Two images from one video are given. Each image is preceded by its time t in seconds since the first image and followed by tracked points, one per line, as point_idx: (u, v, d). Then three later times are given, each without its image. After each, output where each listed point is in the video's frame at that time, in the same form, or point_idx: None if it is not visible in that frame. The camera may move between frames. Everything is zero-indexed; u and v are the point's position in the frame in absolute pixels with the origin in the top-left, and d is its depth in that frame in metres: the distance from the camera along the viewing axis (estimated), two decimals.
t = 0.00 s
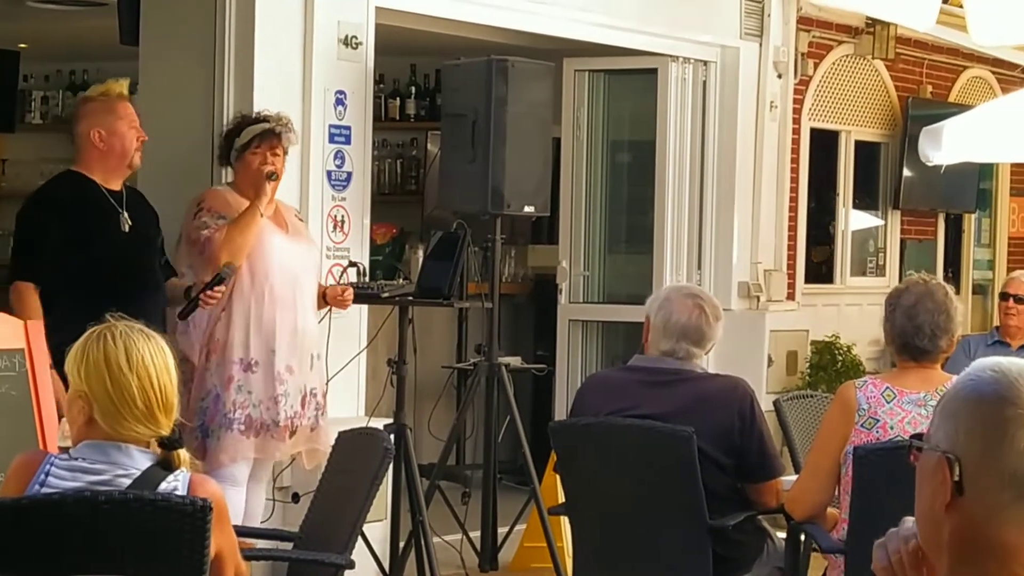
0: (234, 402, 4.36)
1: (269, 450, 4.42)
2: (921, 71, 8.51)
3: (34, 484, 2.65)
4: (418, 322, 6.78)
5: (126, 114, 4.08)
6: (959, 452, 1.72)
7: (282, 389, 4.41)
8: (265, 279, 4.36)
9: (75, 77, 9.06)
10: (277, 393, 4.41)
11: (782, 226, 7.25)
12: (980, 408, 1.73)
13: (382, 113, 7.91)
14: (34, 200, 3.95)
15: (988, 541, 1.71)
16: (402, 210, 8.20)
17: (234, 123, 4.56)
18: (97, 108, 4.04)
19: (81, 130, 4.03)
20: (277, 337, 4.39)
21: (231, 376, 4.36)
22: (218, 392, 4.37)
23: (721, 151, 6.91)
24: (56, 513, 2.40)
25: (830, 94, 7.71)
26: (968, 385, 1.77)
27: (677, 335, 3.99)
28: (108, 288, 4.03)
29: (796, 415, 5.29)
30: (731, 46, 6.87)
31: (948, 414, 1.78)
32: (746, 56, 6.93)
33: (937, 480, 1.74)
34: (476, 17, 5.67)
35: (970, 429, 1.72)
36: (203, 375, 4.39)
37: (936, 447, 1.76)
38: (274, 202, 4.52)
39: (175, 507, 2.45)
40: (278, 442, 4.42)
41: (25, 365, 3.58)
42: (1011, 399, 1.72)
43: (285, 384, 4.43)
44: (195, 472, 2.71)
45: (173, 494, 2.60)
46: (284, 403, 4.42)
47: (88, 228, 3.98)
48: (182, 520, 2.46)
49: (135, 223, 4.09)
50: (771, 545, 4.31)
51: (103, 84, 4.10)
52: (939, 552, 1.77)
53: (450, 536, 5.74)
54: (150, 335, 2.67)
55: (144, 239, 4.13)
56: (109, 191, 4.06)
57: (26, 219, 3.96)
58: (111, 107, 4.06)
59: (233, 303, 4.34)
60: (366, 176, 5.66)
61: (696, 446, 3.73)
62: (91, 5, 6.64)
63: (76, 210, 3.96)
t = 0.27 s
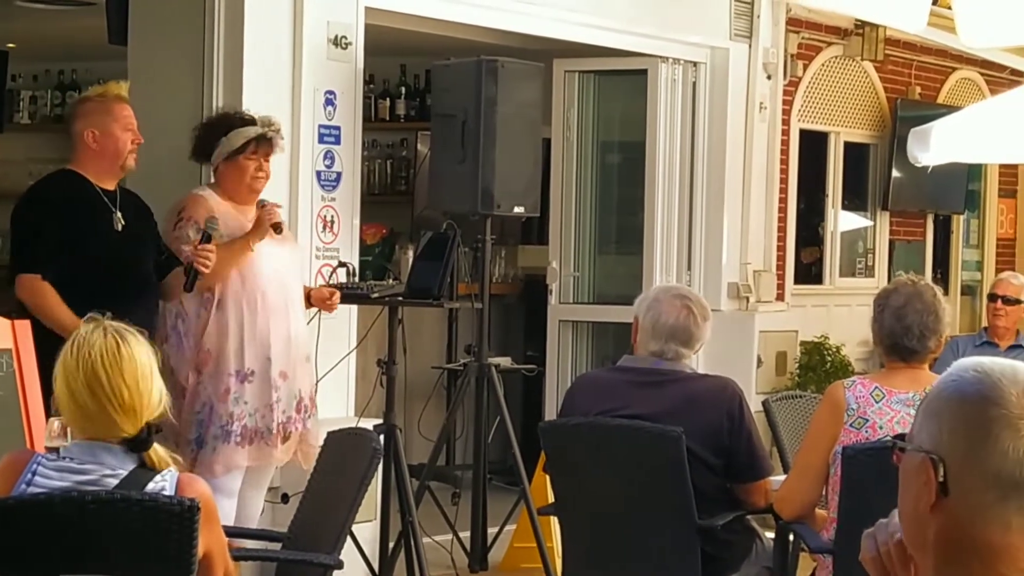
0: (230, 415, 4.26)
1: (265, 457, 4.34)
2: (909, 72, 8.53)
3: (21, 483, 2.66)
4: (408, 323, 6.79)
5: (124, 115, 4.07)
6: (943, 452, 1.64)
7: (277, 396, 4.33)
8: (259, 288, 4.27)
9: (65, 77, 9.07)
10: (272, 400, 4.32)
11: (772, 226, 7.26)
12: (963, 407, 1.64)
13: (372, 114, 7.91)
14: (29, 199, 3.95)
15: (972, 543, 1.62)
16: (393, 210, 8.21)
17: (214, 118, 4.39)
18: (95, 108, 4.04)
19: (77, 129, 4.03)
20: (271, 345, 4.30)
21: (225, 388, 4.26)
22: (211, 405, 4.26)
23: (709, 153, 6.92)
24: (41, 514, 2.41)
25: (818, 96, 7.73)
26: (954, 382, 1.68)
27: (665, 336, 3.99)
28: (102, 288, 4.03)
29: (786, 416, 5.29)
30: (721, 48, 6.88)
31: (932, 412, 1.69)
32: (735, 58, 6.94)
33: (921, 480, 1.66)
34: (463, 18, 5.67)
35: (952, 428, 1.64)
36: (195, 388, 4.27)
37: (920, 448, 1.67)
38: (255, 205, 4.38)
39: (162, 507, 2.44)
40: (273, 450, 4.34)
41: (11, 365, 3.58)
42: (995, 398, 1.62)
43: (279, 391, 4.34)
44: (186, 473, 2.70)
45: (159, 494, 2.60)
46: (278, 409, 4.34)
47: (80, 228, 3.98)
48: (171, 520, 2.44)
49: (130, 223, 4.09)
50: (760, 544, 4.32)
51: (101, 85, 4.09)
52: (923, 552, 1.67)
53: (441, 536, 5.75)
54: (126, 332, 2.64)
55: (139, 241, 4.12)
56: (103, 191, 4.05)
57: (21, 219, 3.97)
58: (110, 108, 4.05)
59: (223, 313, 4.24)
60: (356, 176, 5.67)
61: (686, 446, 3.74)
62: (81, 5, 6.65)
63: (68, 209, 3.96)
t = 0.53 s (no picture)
0: (211, 424, 4.19)
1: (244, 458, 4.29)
2: (890, 75, 8.56)
3: None
4: (390, 323, 6.80)
5: (92, 111, 4.01)
6: (918, 453, 1.75)
7: (256, 400, 4.27)
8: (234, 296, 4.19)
9: (47, 78, 9.06)
10: (252, 405, 4.26)
11: (753, 228, 7.28)
12: (934, 409, 1.75)
13: (354, 114, 7.92)
14: None
15: (948, 542, 1.74)
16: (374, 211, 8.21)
17: (184, 114, 4.31)
18: (63, 108, 3.99)
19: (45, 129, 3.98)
20: (249, 350, 4.23)
21: (204, 398, 4.18)
22: (189, 415, 4.18)
23: (691, 154, 6.95)
24: (21, 515, 2.41)
25: (799, 98, 7.75)
26: (927, 384, 1.79)
27: (642, 333, 4.02)
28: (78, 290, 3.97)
29: (766, 416, 5.31)
30: (703, 49, 6.91)
31: (906, 414, 1.80)
32: (716, 60, 6.97)
33: (897, 481, 1.77)
34: (443, 19, 5.68)
35: (928, 430, 1.75)
36: (172, 397, 4.19)
37: (896, 448, 1.79)
38: (233, 202, 4.29)
39: (142, 506, 2.43)
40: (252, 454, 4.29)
41: None
42: (968, 400, 1.73)
43: (258, 395, 4.28)
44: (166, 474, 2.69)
45: (137, 494, 2.60)
46: (257, 412, 4.28)
47: (53, 229, 3.93)
48: (152, 520, 2.43)
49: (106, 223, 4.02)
50: (739, 544, 4.33)
51: (68, 83, 4.04)
52: (900, 550, 1.80)
53: (422, 535, 5.76)
54: (93, 330, 2.62)
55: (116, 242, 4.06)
56: (77, 191, 3.99)
57: None
58: (78, 106, 3.99)
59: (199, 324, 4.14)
60: (337, 177, 5.69)
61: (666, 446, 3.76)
62: (63, 5, 6.65)
63: (41, 209, 3.91)
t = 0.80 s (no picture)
0: (180, 428, 4.20)
1: (214, 463, 4.30)
2: (860, 78, 8.61)
3: None
4: (362, 323, 6.82)
5: (39, 110, 4.02)
6: (884, 453, 1.87)
7: (225, 403, 4.29)
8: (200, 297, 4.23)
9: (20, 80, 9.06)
10: (221, 408, 4.28)
11: (725, 230, 7.32)
12: (899, 408, 1.87)
13: (328, 116, 7.94)
14: None
15: (914, 541, 1.84)
16: (348, 212, 8.23)
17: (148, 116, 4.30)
18: (10, 106, 4.00)
19: None
20: (218, 354, 4.25)
21: (175, 403, 4.19)
22: (160, 420, 4.19)
23: (663, 157, 7.00)
24: None
25: (771, 101, 7.79)
26: (891, 386, 1.90)
27: (602, 329, 4.04)
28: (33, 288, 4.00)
29: (736, 416, 5.33)
30: (675, 52, 6.95)
31: (870, 414, 1.92)
32: (689, 63, 7.01)
33: (863, 480, 1.88)
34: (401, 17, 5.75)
35: (893, 432, 1.86)
36: (141, 403, 4.20)
37: (863, 448, 1.90)
38: (196, 203, 4.30)
39: (114, 505, 2.45)
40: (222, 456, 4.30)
41: None
42: (933, 401, 1.85)
43: (227, 397, 4.30)
44: (133, 471, 2.73)
45: (108, 492, 2.64)
46: (225, 415, 4.30)
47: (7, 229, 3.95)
48: (124, 519, 2.45)
49: (56, 221, 4.05)
50: (708, 544, 4.36)
51: (16, 81, 4.05)
52: (866, 547, 1.90)
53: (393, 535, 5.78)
54: (59, 327, 2.62)
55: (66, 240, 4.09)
56: (29, 190, 4.01)
57: None
58: (25, 104, 4.00)
59: (167, 326, 4.16)
60: (310, 177, 5.71)
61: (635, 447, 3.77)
62: (35, 5, 6.66)
63: None
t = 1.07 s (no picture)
0: (150, 431, 4.19)
1: (183, 464, 4.31)
2: (821, 81, 8.65)
3: None
4: (325, 323, 6.83)
5: None
6: (841, 453, 1.88)
7: (195, 403, 4.31)
8: (173, 298, 4.23)
9: None
10: (191, 409, 4.30)
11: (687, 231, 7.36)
12: (855, 409, 1.88)
13: (292, 117, 7.94)
14: None
15: (871, 540, 1.86)
16: (312, 212, 8.24)
17: (100, 116, 4.31)
18: None
19: None
20: (190, 355, 4.26)
21: (145, 404, 4.20)
22: (129, 421, 4.20)
23: (625, 158, 7.03)
24: None
25: (733, 103, 7.83)
26: (849, 385, 1.91)
27: (556, 328, 4.07)
28: None
29: (697, 417, 5.36)
30: (637, 55, 6.98)
31: (828, 412, 1.93)
32: (651, 65, 7.04)
33: (820, 480, 1.90)
34: (358, 18, 5.78)
35: (850, 432, 1.87)
36: (111, 404, 4.20)
37: (819, 449, 1.91)
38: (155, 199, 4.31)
39: (73, 504, 2.50)
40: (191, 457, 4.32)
41: None
42: (889, 401, 1.86)
43: (198, 398, 4.31)
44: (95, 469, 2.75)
45: (70, 491, 2.66)
46: (195, 416, 4.31)
47: None
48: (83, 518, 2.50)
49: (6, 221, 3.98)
50: (668, 545, 4.39)
51: None
52: (822, 545, 1.92)
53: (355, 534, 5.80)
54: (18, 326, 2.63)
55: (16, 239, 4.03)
56: None
57: None
58: None
59: (139, 327, 4.17)
60: (273, 178, 5.71)
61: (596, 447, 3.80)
62: None
63: None
